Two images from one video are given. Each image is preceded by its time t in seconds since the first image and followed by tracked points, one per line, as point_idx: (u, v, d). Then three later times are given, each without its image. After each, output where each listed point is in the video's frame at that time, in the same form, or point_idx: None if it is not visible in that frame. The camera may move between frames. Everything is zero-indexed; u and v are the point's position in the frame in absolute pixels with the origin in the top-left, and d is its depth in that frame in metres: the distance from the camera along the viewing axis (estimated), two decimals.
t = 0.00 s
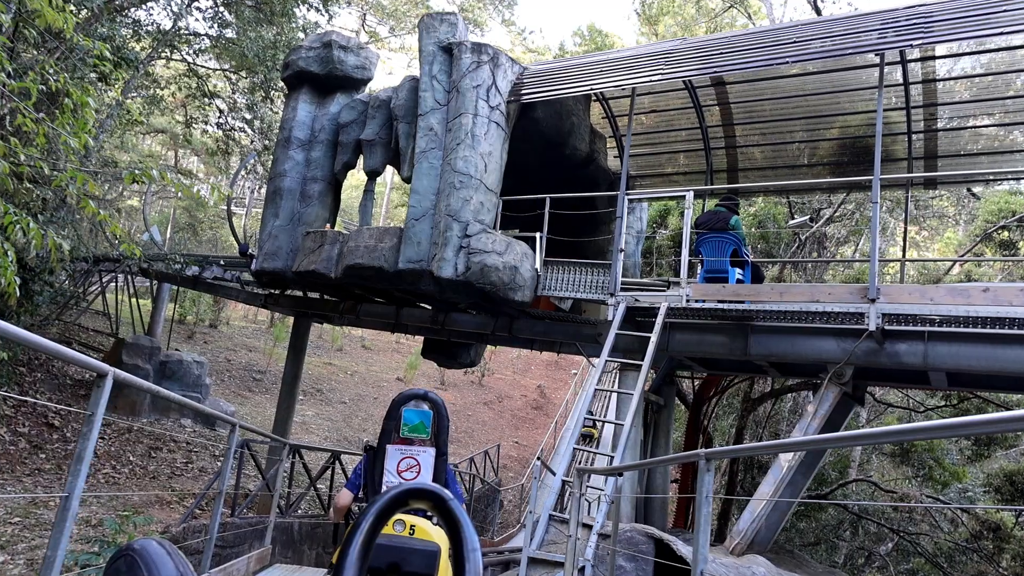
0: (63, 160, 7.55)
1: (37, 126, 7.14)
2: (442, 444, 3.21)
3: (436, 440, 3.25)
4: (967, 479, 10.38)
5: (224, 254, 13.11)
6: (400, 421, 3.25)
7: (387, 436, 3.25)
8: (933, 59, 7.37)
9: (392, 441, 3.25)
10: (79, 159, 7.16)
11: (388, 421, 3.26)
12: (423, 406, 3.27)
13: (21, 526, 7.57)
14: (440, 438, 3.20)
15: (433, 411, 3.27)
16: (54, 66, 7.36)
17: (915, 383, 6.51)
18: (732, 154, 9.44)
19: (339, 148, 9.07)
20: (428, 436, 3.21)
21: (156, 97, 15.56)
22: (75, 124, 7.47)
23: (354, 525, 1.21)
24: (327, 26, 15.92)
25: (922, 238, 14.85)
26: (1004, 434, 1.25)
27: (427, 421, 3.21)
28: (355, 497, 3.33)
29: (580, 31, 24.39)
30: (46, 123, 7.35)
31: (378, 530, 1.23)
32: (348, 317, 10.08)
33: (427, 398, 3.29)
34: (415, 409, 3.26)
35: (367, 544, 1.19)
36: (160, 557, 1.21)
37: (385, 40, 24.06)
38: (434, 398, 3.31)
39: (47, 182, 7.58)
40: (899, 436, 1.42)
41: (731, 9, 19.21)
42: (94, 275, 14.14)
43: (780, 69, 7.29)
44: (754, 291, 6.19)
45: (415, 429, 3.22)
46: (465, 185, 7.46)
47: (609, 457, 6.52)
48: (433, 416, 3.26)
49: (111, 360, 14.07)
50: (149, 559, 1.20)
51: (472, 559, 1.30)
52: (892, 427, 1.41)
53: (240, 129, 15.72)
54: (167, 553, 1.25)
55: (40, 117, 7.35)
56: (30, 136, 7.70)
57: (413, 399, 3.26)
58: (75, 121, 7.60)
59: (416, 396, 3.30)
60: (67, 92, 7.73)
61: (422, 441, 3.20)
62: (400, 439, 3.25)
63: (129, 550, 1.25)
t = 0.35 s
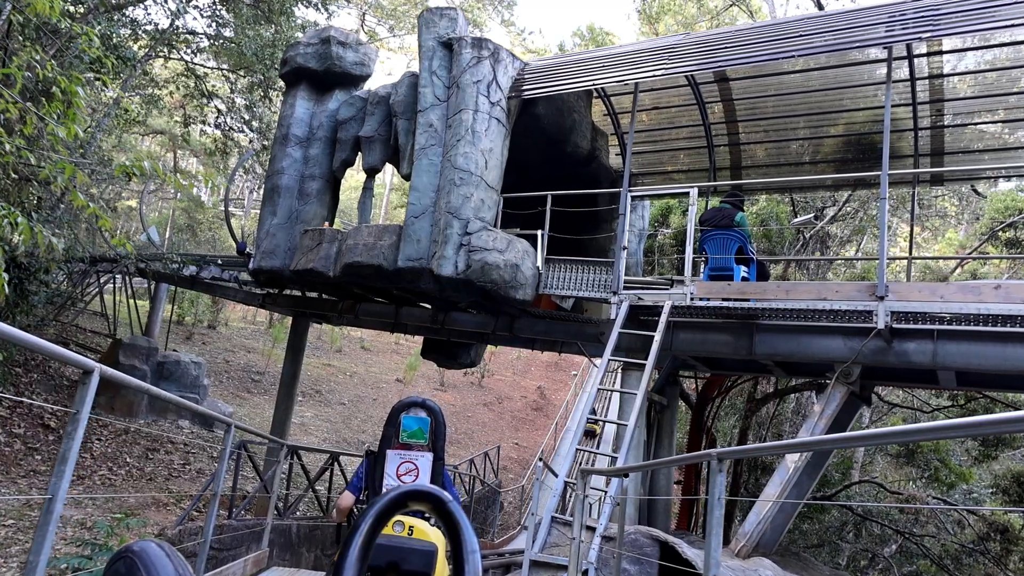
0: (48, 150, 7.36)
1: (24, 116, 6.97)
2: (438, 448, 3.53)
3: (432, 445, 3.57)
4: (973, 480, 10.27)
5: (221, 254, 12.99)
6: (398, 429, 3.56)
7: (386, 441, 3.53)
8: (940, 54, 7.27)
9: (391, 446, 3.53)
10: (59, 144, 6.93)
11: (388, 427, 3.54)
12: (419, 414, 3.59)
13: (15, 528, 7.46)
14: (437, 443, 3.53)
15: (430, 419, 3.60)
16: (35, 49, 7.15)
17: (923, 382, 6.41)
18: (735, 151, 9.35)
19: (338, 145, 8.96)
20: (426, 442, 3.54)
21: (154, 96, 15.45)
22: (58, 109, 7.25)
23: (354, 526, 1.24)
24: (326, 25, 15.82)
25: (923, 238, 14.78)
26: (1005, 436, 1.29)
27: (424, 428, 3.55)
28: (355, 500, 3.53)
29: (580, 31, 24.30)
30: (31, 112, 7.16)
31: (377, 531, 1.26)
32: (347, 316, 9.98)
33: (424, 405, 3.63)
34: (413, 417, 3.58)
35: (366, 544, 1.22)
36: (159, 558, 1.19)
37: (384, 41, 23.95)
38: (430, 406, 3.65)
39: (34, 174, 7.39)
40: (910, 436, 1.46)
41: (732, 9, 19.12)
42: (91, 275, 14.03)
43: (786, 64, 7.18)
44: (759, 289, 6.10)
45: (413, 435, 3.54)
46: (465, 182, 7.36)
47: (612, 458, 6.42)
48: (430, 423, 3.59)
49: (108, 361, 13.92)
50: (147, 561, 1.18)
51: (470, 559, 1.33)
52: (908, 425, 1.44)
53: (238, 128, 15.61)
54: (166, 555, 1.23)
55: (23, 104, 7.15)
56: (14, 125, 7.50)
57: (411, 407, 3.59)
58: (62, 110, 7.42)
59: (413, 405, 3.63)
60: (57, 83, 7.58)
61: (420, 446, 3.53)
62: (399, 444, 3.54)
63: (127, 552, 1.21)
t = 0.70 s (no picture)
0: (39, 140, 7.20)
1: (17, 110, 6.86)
2: (436, 452, 3.44)
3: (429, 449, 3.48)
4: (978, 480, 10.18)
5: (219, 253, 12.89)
6: (396, 432, 3.48)
7: (384, 446, 3.44)
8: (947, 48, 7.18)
9: (389, 451, 3.44)
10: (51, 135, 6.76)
11: (385, 432, 3.46)
12: (416, 419, 3.51)
13: (10, 530, 7.36)
14: (434, 447, 3.44)
15: (428, 423, 3.51)
16: (25, 37, 6.99)
17: (930, 381, 6.32)
18: (738, 148, 9.27)
19: (337, 142, 8.87)
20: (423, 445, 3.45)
21: (152, 95, 15.35)
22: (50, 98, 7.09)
23: (353, 526, 1.18)
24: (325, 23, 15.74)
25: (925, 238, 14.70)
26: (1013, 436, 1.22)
27: (422, 432, 3.47)
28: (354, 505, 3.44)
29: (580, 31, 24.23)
30: (23, 103, 7.02)
31: (376, 533, 1.19)
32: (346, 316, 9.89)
33: (420, 410, 3.55)
34: (410, 422, 3.50)
35: (365, 546, 1.16)
36: (157, 560, 1.22)
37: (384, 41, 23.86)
38: (427, 411, 3.56)
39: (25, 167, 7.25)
40: (912, 437, 1.39)
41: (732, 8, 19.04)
42: (89, 276, 13.91)
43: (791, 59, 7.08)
44: (765, 287, 6.01)
45: (410, 439, 3.45)
46: (465, 178, 7.27)
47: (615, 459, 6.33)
48: (427, 428, 3.50)
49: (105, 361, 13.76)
50: (145, 562, 1.21)
51: (471, 561, 1.23)
52: (906, 427, 1.37)
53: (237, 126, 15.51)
54: (165, 556, 1.26)
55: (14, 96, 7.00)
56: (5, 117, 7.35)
57: (408, 412, 3.52)
58: (54, 102, 7.27)
59: (411, 411, 3.56)
60: (51, 77, 7.46)
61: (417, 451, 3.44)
62: (396, 449, 3.45)
63: (125, 553, 1.25)
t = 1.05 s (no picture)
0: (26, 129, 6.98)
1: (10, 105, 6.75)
2: (432, 454, 3.36)
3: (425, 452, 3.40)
4: (985, 481, 10.06)
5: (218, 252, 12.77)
6: (393, 435, 3.40)
7: (382, 449, 3.37)
8: (956, 41, 7.06)
9: (387, 454, 3.36)
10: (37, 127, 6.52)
11: (382, 436, 3.39)
12: (412, 422, 3.43)
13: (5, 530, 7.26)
14: (431, 449, 3.36)
15: (423, 425, 3.42)
16: (11, 22, 6.78)
17: (940, 380, 6.19)
18: (742, 144, 9.16)
19: (336, 138, 8.76)
20: (419, 447, 3.38)
21: (150, 93, 15.23)
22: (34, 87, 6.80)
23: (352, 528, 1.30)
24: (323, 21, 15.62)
25: (928, 236, 14.59)
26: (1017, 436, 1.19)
27: (417, 434, 3.39)
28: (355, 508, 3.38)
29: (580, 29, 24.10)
30: (13, 94, 6.85)
31: (375, 535, 1.31)
32: (345, 314, 9.77)
33: (416, 414, 3.46)
34: (406, 424, 3.42)
35: (363, 547, 1.28)
36: (158, 561, 1.39)
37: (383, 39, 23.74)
38: (423, 415, 3.47)
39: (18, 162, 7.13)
40: (916, 437, 1.35)
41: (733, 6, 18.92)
42: (87, 275, 13.79)
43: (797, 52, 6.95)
44: (772, 284, 5.90)
45: (406, 442, 3.38)
46: (466, 174, 7.16)
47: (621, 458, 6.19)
48: (423, 430, 3.41)
49: (103, 361, 13.66)
50: (146, 563, 1.38)
51: (469, 561, 1.35)
52: (907, 427, 1.33)
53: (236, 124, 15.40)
54: (165, 556, 1.44)
55: (3, 85, 6.82)
56: None
57: (404, 415, 3.44)
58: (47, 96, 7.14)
59: (407, 415, 3.48)
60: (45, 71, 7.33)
61: (413, 454, 3.37)
62: (394, 452, 3.37)
63: (127, 553, 1.42)
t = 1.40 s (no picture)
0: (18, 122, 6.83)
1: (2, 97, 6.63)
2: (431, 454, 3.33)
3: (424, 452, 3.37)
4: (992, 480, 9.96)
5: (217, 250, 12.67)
6: (392, 437, 3.38)
7: (382, 450, 3.36)
8: (966, 33, 6.95)
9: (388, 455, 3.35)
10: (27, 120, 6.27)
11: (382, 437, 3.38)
12: (411, 423, 3.40)
13: None
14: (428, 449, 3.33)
15: (422, 426, 3.39)
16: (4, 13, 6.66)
17: (950, 377, 6.08)
18: (747, 139, 9.06)
19: (335, 133, 8.66)
20: (417, 448, 3.35)
21: (148, 89, 15.12)
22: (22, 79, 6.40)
23: (357, 525, 1.50)
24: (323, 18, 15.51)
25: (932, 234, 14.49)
26: (1018, 435, 1.21)
27: (416, 435, 3.36)
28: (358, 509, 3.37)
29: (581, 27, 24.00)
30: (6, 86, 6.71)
31: (376, 532, 1.51)
32: (344, 312, 9.67)
33: (415, 416, 3.43)
34: (405, 426, 3.41)
35: (367, 544, 1.47)
36: (160, 559, 1.40)
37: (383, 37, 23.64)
38: (422, 416, 3.44)
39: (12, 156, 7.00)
40: (913, 437, 1.36)
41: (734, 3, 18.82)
42: (85, 273, 13.69)
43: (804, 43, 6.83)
44: (779, 280, 5.80)
45: (404, 442, 3.35)
46: (467, 168, 7.05)
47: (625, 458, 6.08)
48: (421, 431, 3.38)
49: (100, 359, 13.54)
50: (149, 561, 1.39)
51: (467, 557, 1.53)
52: (902, 426, 1.34)
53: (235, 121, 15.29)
54: (166, 555, 1.43)
55: None
56: None
57: (403, 416, 3.41)
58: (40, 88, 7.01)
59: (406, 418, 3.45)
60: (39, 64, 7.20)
61: (412, 454, 3.34)
62: (394, 453, 3.36)
63: (129, 551, 1.44)
